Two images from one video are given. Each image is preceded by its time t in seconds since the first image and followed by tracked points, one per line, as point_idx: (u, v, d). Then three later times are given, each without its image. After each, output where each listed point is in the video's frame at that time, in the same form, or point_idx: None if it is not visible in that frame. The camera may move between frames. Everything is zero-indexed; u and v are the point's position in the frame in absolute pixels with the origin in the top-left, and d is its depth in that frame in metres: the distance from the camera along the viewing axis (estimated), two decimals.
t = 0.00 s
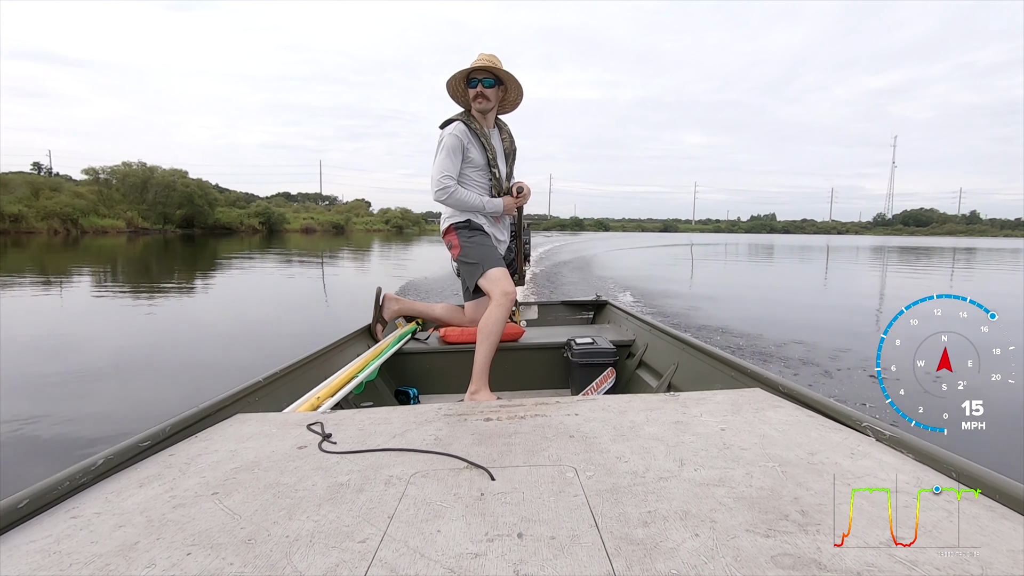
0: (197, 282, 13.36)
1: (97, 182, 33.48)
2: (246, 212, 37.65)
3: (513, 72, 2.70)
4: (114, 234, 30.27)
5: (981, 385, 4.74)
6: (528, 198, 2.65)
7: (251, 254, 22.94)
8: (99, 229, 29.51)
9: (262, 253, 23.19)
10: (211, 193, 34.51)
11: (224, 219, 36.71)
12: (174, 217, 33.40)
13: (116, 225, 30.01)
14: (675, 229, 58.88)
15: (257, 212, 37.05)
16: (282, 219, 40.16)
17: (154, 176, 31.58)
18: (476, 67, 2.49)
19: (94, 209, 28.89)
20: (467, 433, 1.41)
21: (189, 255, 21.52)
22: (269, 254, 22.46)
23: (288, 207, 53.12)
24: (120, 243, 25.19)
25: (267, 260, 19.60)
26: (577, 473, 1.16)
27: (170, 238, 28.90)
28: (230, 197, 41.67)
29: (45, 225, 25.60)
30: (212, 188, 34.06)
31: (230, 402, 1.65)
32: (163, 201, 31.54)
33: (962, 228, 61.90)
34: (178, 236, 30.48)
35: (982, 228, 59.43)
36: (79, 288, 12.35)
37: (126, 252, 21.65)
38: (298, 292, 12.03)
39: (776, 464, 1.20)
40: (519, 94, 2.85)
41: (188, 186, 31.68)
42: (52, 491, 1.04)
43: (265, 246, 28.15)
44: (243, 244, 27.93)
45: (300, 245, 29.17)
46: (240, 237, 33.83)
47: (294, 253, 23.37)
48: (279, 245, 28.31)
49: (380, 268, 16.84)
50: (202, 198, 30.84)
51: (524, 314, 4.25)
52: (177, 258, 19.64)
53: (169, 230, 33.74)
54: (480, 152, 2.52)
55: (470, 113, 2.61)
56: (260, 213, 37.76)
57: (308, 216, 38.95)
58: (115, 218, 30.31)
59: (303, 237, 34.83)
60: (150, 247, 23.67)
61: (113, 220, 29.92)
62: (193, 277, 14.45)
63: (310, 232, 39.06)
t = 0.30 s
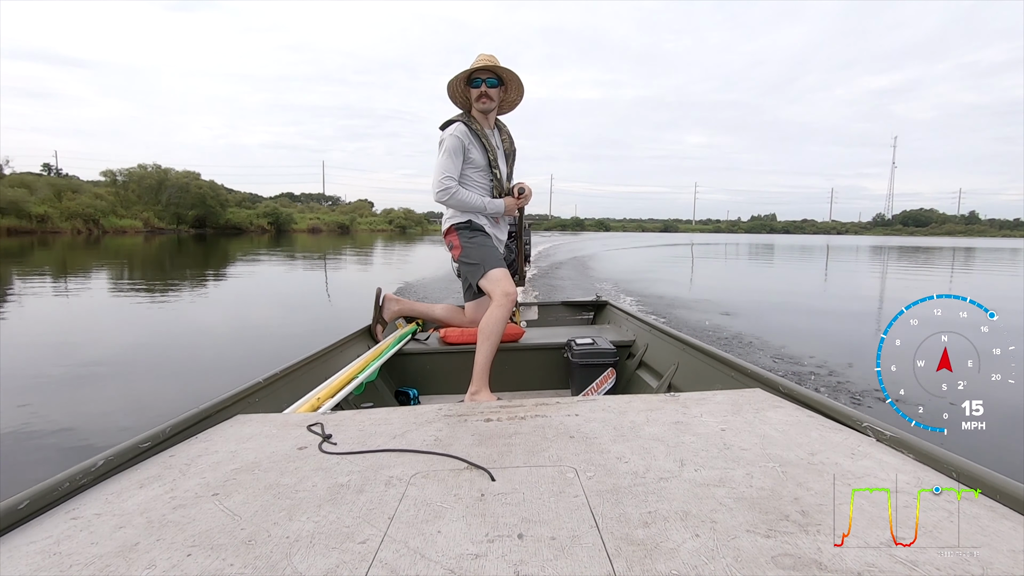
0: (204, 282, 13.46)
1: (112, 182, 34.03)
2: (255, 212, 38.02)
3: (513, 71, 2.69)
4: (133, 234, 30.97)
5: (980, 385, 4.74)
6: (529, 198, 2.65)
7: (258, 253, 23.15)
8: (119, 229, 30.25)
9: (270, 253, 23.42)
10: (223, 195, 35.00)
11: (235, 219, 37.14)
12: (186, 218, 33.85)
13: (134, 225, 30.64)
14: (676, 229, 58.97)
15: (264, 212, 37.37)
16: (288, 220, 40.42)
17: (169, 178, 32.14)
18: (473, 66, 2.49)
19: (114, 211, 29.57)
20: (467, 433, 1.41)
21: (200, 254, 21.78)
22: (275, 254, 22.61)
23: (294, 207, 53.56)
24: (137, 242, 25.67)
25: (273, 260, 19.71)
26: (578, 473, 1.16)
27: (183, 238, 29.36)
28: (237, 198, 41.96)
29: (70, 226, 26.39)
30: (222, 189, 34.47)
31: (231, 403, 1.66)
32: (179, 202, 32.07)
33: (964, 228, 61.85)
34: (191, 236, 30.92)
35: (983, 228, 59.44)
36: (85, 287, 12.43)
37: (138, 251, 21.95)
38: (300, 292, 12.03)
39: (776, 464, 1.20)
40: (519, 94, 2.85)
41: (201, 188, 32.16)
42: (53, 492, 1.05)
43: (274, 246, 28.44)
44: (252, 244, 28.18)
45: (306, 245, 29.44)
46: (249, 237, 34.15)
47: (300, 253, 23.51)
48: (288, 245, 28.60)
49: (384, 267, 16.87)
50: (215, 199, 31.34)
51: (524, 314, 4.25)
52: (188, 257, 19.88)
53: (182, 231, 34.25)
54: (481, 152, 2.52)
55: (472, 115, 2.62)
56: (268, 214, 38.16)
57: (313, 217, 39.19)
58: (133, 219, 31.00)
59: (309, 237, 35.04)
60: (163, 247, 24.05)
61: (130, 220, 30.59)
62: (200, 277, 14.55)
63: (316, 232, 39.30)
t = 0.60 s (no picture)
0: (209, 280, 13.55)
1: (126, 183, 34.58)
2: (262, 212, 38.35)
3: (513, 71, 2.69)
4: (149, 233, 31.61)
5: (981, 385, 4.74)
6: (530, 198, 2.65)
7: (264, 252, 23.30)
8: (136, 229, 30.91)
9: (277, 252, 23.62)
10: (233, 196, 35.46)
11: (243, 218, 37.46)
12: (197, 218, 34.29)
13: (149, 225, 31.15)
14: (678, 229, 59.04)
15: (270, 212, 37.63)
16: (293, 220, 40.64)
17: (182, 179, 32.59)
18: (473, 65, 2.49)
19: (130, 212, 30.15)
20: (467, 433, 1.41)
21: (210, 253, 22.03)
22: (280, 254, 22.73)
23: (300, 207, 53.96)
24: (152, 241, 26.10)
25: (277, 259, 19.81)
26: (578, 472, 1.16)
27: (195, 237, 29.76)
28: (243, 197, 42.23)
29: (91, 225, 27.07)
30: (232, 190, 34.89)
31: (231, 403, 1.65)
32: (190, 203, 32.13)
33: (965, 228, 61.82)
34: (200, 236, 31.25)
35: (984, 228, 59.44)
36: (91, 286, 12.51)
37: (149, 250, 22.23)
38: (300, 292, 12.04)
39: (776, 463, 1.20)
40: (519, 93, 2.85)
41: (212, 189, 32.55)
42: (52, 492, 1.05)
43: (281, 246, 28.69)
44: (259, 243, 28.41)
45: (311, 245, 29.61)
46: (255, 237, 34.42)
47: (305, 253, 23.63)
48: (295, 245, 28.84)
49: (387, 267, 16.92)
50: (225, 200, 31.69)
51: (524, 314, 4.24)
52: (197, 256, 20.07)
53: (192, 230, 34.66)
54: (481, 151, 2.52)
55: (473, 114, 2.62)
56: (275, 214, 38.46)
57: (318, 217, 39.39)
58: (148, 218, 31.44)
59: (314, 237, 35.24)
60: (175, 246, 24.41)
61: (147, 220, 31.24)
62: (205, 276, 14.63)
63: (320, 232, 39.51)
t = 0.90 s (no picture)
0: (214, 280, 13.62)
1: (138, 184, 35.07)
2: (267, 213, 38.56)
3: (514, 72, 2.70)
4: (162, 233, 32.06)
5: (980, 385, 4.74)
6: (531, 199, 2.65)
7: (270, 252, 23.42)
8: (149, 229, 31.36)
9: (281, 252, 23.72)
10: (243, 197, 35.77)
11: (249, 218, 37.72)
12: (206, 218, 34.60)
13: (162, 225, 31.58)
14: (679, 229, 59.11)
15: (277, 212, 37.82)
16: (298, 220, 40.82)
17: (192, 180, 32.90)
18: (474, 69, 2.49)
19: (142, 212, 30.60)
20: (467, 433, 1.41)
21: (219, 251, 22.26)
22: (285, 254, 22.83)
23: (304, 207, 54.22)
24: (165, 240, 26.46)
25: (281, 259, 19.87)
26: (578, 473, 1.16)
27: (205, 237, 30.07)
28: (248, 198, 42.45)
29: (108, 225, 27.59)
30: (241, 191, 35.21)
31: (231, 403, 1.66)
32: (200, 203, 32.45)
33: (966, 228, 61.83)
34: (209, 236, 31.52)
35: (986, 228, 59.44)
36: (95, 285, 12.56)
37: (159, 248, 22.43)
38: (302, 292, 12.04)
39: (776, 463, 1.20)
40: (519, 94, 2.86)
41: (221, 190, 32.87)
42: (52, 493, 1.05)
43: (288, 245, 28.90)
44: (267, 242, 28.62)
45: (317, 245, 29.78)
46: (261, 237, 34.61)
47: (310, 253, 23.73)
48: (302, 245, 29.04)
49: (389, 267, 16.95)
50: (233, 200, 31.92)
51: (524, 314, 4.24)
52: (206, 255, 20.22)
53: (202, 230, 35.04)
54: (482, 152, 2.52)
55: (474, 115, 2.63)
56: (280, 214, 38.63)
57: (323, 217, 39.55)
58: (161, 219, 31.90)
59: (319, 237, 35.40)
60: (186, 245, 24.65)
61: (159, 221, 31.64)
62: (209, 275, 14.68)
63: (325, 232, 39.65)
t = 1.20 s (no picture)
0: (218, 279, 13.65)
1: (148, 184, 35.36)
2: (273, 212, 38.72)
3: (515, 72, 2.70)
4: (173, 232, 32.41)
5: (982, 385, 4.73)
6: (532, 199, 2.65)
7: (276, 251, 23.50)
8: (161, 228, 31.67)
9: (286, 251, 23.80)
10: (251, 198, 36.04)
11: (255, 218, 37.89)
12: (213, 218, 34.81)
13: (173, 224, 31.94)
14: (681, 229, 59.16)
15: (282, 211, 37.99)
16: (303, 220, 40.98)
17: (202, 180, 33.18)
18: (475, 67, 2.49)
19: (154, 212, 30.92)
20: (467, 433, 1.41)
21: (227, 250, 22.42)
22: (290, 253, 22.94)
23: (308, 207, 54.42)
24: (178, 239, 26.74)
25: (286, 258, 19.94)
26: (578, 472, 1.16)
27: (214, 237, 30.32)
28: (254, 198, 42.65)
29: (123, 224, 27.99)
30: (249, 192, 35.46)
31: (231, 403, 1.65)
32: (208, 204, 32.64)
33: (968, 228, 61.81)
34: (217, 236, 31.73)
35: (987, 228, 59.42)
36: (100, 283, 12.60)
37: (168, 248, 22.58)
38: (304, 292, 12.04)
39: (776, 463, 1.20)
40: (520, 94, 2.85)
41: (229, 190, 33.12)
42: (52, 493, 1.04)
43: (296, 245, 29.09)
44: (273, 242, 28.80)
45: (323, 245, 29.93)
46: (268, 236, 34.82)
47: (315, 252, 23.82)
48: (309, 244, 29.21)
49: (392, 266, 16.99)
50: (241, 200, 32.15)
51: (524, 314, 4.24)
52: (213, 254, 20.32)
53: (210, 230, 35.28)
54: (482, 152, 2.52)
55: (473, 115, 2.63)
56: (285, 214, 38.77)
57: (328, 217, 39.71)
58: (172, 218, 32.22)
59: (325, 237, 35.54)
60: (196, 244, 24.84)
61: (169, 220, 31.94)
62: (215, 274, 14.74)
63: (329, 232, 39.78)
